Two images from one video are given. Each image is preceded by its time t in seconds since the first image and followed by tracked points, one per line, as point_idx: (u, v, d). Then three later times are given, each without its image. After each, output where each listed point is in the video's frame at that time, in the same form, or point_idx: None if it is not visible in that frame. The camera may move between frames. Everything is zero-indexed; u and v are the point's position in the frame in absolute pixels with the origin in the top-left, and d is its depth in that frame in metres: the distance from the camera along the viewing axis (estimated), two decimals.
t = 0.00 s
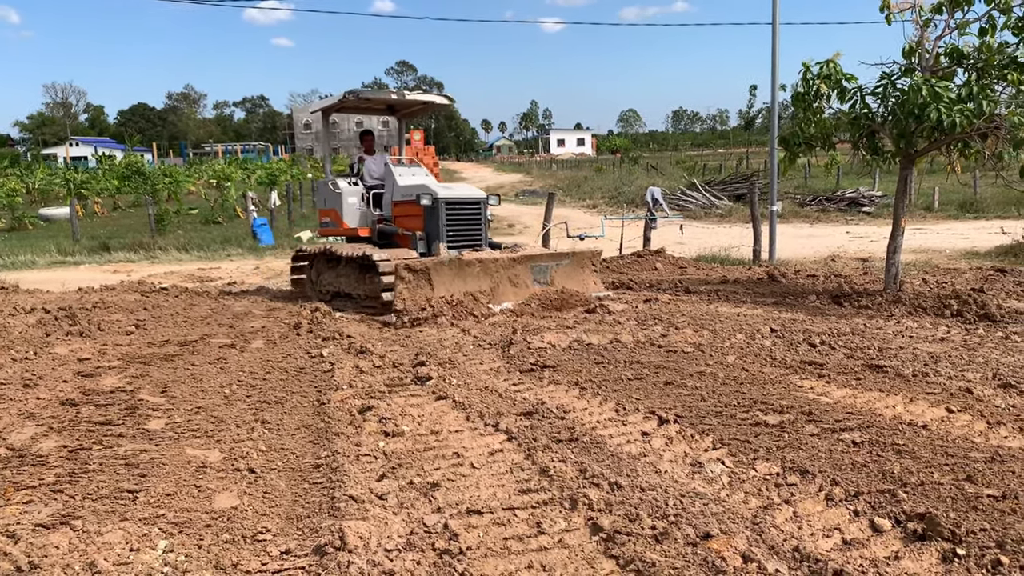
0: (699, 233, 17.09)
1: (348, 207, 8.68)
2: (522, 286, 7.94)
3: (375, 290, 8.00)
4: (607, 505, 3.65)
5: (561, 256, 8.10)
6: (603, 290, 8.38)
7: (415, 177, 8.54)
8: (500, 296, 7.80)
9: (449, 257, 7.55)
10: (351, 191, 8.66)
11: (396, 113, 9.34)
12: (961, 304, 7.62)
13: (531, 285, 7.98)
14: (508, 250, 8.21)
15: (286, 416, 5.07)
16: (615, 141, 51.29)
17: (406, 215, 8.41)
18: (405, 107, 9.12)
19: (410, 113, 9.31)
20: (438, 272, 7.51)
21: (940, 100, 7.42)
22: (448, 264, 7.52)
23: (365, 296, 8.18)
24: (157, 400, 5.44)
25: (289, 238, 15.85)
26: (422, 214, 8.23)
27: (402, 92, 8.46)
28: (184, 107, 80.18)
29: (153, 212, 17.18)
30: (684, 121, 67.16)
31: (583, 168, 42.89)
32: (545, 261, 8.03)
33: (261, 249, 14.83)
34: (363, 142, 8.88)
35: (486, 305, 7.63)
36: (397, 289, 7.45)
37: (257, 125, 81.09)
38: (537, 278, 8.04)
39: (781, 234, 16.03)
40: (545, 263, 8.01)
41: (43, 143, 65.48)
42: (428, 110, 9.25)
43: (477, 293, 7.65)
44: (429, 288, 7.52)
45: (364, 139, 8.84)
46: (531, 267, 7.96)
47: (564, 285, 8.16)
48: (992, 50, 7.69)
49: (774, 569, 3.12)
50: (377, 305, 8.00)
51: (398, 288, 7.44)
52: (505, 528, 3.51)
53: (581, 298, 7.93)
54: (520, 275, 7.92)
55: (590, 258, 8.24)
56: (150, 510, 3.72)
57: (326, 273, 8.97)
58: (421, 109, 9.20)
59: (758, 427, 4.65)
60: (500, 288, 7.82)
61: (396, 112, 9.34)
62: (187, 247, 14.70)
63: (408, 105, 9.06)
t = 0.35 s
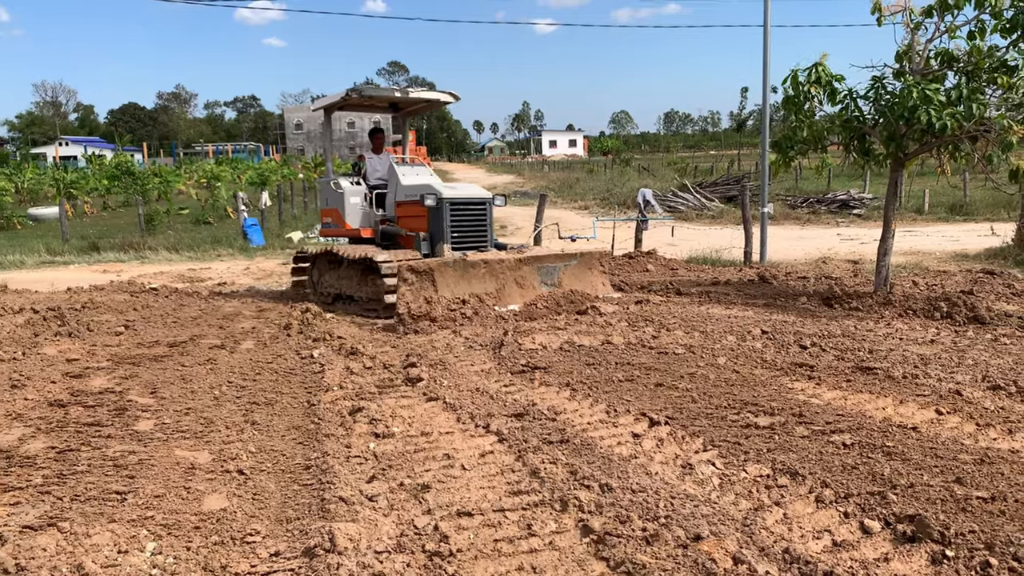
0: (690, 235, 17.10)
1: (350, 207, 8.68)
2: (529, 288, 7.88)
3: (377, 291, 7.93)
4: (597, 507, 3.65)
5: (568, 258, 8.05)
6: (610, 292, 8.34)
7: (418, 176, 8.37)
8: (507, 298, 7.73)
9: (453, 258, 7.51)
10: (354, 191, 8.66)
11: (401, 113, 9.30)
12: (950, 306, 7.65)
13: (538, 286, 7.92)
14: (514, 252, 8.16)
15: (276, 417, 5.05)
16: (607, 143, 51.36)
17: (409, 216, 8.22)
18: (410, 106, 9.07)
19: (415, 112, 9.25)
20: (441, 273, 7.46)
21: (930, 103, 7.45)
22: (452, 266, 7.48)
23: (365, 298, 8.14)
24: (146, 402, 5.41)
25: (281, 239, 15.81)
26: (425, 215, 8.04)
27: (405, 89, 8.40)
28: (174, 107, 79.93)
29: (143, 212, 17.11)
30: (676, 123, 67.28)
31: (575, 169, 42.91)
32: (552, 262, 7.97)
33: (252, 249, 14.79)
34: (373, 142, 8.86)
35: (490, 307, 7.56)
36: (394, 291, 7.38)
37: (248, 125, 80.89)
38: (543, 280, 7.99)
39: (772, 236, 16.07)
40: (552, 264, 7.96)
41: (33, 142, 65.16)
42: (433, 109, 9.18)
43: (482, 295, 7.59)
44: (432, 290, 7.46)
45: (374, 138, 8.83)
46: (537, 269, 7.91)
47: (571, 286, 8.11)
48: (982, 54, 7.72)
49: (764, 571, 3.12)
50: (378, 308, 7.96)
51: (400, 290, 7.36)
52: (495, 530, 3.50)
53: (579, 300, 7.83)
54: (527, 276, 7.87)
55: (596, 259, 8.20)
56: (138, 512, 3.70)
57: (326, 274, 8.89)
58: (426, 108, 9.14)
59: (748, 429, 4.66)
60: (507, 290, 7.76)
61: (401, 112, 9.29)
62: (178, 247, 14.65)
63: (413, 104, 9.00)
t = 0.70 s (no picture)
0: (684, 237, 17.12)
1: (355, 207, 8.57)
2: (541, 290, 7.69)
3: (387, 294, 7.89)
4: (591, 509, 3.65)
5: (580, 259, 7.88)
6: (620, 295, 8.21)
7: (426, 176, 8.46)
8: (520, 301, 7.53)
9: (466, 259, 7.26)
10: (359, 191, 8.55)
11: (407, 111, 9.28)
12: (942, 309, 7.68)
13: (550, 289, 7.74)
14: (524, 254, 7.99)
15: (269, 419, 5.04)
16: (601, 145, 51.41)
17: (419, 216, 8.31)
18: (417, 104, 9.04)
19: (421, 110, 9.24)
20: (454, 275, 7.20)
21: (923, 106, 7.47)
22: (465, 267, 7.24)
23: (373, 301, 8.15)
24: (139, 403, 5.39)
25: (275, 239, 15.79)
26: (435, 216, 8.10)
27: (414, 87, 8.39)
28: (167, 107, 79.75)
29: (136, 213, 17.05)
30: (670, 125, 67.38)
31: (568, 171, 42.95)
32: (564, 264, 7.79)
33: (245, 250, 14.78)
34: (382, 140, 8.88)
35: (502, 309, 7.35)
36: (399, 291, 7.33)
37: (242, 125, 80.74)
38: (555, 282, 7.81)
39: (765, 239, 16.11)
40: (565, 266, 7.77)
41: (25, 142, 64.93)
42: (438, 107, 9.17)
43: (495, 297, 7.38)
44: (445, 293, 7.19)
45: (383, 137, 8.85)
46: (550, 271, 7.71)
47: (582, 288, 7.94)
48: (974, 58, 7.74)
49: (758, 573, 3.13)
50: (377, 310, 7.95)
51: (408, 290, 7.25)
52: (488, 532, 3.50)
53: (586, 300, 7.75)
54: (540, 278, 7.67)
55: (607, 261, 8.05)
56: (131, 514, 3.68)
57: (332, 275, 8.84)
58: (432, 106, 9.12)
59: (741, 431, 4.67)
60: (519, 292, 7.56)
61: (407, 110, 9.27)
62: (171, 247, 14.62)
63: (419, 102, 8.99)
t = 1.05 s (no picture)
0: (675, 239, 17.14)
1: (358, 207, 8.59)
2: (553, 292, 7.44)
3: (392, 295, 7.86)
4: (581, 510, 3.65)
5: (594, 260, 7.63)
6: (635, 296, 7.94)
7: (431, 176, 8.30)
8: (531, 303, 7.28)
9: (476, 262, 7.05)
10: (362, 191, 8.58)
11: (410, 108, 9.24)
12: (931, 311, 7.71)
13: (562, 290, 7.49)
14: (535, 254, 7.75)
15: (259, 419, 5.02)
16: (593, 146, 51.46)
17: (427, 216, 8.09)
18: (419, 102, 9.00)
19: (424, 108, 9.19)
20: (464, 278, 7.01)
21: (913, 109, 7.51)
22: (475, 270, 7.03)
23: (376, 303, 8.10)
24: (128, 403, 5.37)
25: (266, 239, 15.76)
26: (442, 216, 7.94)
27: (418, 84, 8.33)
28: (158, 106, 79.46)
29: (126, 213, 16.97)
30: (661, 127, 67.51)
31: (560, 172, 42.99)
32: (578, 265, 7.53)
33: (235, 250, 14.72)
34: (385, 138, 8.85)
35: (512, 311, 7.15)
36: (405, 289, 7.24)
37: (233, 125, 80.51)
38: (567, 284, 7.55)
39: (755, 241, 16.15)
40: (578, 267, 7.52)
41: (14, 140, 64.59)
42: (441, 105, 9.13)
43: (506, 300, 7.16)
44: (454, 295, 7.00)
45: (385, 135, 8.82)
46: (562, 272, 7.46)
47: (596, 290, 7.68)
48: (964, 61, 7.79)
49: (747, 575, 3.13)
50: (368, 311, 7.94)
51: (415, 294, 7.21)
52: (478, 533, 3.49)
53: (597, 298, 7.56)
54: (552, 280, 7.42)
55: (622, 261, 7.78)
56: (119, 514, 3.66)
57: (337, 277, 8.82)
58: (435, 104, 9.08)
59: (731, 433, 4.68)
60: (531, 295, 7.31)
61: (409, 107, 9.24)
62: (161, 247, 14.55)
63: (423, 99, 8.94)
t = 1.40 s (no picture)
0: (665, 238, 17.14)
1: (360, 204, 8.57)
2: (565, 297, 7.33)
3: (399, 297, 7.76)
4: (571, 509, 3.65)
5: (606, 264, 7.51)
6: (648, 299, 7.84)
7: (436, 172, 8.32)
8: (544, 308, 7.18)
9: (487, 267, 6.96)
10: (364, 188, 8.56)
11: (412, 104, 9.19)
12: (920, 309, 7.74)
13: (575, 295, 7.37)
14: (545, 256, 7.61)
15: (248, 418, 5.01)
16: (583, 145, 51.50)
17: (433, 214, 8.03)
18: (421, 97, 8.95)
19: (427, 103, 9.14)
20: (476, 283, 6.91)
21: (902, 108, 7.54)
22: (486, 275, 6.94)
23: (383, 305, 8.01)
24: (116, 402, 5.35)
25: (256, 238, 15.70)
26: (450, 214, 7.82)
27: (423, 80, 8.21)
28: (147, 104, 79.12)
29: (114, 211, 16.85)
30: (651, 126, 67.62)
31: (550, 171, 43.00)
32: (590, 269, 7.42)
33: (225, 249, 14.62)
34: (381, 135, 8.77)
35: (523, 316, 7.05)
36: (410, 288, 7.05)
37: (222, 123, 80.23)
38: (580, 288, 7.44)
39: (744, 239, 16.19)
40: (590, 271, 7.41)
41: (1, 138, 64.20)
42: (444, 100, 9.08)
43: (518, 304, 7.07)
44: (464, 302, 6.90)
45: (381, 131, 8.77)
46: (574, 276, 7.35)
47: (608, 293, 7.57)
48: (952, 61, 7.85)
49: (736, 572, 3.14)
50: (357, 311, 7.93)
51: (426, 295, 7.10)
52: (468, 531, 3.49)
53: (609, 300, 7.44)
54: (564, 284, 7.32)
55: (634, 264, 7.66)
56: (107, 514, 3.65)
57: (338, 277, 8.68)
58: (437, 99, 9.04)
59: (720, 431, 4.69)
60: (543, 300, 7.21)
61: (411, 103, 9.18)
62: (149, 246, 14.45)
63: (426, 94, 8.89)
